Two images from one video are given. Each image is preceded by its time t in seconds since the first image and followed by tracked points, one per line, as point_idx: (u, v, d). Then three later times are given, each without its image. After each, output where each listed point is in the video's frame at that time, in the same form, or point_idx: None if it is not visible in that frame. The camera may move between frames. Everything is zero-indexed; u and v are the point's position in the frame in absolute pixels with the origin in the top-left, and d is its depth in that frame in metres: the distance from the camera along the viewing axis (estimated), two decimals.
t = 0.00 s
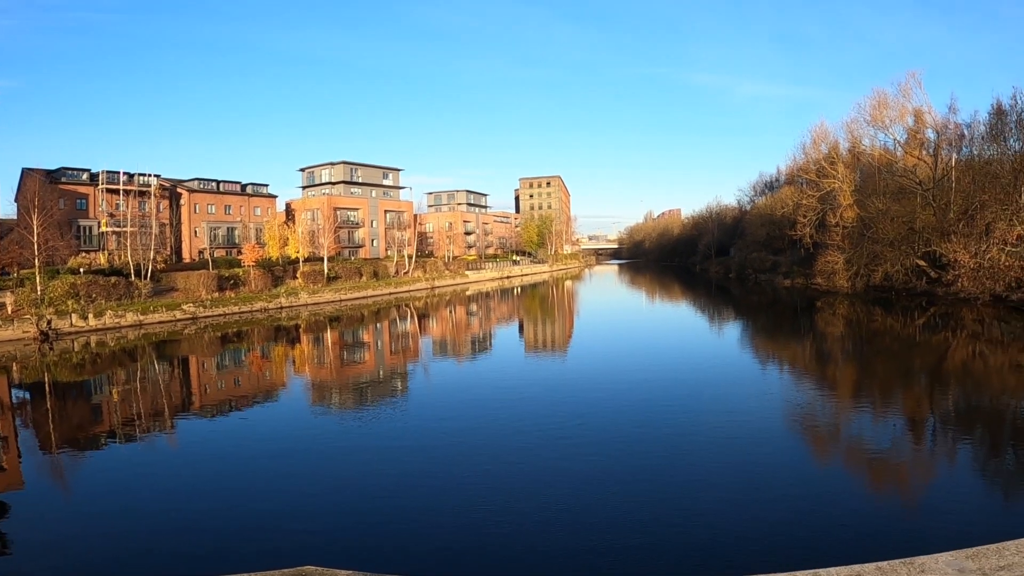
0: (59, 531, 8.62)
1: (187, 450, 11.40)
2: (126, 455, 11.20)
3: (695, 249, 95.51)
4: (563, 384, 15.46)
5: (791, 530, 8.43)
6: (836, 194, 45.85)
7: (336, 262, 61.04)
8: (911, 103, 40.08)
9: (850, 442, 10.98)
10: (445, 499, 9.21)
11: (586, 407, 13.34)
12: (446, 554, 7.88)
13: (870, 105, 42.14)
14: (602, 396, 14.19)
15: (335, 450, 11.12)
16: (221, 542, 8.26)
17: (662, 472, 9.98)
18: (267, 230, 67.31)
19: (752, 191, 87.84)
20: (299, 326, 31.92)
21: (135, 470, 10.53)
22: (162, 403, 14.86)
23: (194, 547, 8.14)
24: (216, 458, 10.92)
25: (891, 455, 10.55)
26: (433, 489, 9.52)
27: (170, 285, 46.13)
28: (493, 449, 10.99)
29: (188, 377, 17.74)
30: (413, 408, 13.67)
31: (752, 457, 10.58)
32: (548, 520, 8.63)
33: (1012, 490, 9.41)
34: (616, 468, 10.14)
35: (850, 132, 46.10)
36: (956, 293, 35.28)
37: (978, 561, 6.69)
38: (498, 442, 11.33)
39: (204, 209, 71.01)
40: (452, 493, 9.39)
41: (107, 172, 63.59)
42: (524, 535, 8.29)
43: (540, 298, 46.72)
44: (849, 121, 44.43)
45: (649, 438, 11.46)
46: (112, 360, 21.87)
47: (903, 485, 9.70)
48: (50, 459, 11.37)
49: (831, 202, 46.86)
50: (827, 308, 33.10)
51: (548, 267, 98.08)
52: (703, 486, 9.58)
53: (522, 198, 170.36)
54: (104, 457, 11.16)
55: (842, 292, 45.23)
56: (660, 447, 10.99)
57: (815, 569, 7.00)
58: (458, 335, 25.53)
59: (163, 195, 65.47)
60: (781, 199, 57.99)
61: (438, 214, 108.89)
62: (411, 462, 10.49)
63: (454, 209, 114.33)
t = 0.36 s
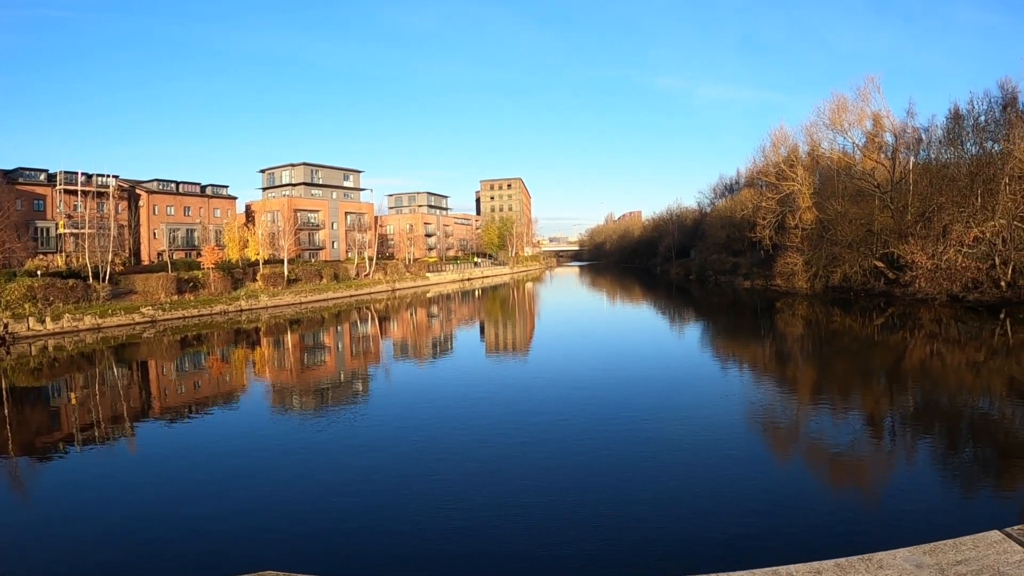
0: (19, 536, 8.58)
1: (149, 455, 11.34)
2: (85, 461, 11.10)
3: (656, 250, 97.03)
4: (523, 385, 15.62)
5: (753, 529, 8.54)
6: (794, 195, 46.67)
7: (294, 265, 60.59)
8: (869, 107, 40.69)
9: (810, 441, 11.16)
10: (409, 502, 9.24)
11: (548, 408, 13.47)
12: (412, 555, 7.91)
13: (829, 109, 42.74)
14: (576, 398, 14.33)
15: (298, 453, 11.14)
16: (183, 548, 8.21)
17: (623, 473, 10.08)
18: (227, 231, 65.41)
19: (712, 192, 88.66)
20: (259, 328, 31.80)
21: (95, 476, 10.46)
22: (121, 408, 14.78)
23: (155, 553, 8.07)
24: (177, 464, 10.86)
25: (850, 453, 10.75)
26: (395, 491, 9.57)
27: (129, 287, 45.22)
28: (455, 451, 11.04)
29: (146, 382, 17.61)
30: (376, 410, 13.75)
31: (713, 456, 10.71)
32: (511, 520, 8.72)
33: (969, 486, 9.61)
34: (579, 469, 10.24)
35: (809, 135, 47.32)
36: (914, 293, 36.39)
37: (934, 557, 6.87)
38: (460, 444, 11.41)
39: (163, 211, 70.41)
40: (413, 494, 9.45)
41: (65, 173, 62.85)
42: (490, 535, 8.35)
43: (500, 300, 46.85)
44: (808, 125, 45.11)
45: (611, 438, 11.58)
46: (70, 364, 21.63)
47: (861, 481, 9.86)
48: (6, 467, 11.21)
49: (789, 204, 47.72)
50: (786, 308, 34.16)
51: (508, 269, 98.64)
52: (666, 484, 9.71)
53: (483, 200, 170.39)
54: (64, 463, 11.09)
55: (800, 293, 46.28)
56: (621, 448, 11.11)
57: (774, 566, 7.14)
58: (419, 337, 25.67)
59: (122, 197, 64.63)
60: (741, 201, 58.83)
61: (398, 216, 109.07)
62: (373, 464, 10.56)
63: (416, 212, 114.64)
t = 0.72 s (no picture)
0: None
1: (109, 460, 11.25)
2: (43, 468, 10.96)
3: (617, 251, 98.48)
4: (485, 386, 15.72)
5: (717, 527, 8.61)
6: (754, 196, 47.19)
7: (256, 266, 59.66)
8: (829, 109, 41.28)
9: (772, 438, 11.33)
10: (372, 505, 9.24)
11: (511, 408, 13.56)
12: (376, 557, 7.91)
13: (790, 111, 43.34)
14: (541, 398, 14.42)
15: (260, 458, 11.08)
16: (142, 555, 8.11)
17: (587, 473, 10.15)
18: (188, 233, 63.42)
19: (672, 193, 89.17)
20: (220, 331, 31.61)
21: (56, 482, 10.36)
22: (81, 412, 14.66)
23: (113, 561, 7.96)
24: (136, 470, 10.73)
25: (812, 450, 10.92)
26: (360, 494, 9.57)
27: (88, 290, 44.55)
28: (417, 453, 11.03)
29: (106, 386, 17.42)
30: (340, 411, 13.82)
31: (676, 455, 10.79)
32: (476, 521, 8.76)
33: (929, 480, 9.81)
34: (544, 469, 10.30)
35: (769, 136, 47.95)
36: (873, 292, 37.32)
37: (893, 551, 6.97)
38: (424, 445, 11.46)
39: (122, 212, 69.79)
40: (377, 497, 9.46)
41: (20, 174, 61.95)
42: (457, 537, 8.36)
43: (461, 301, 46.99)
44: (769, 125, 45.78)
45: (575, 438, 11.67)
46: (26, 369, 21.27)
47: (822, 478, 10.02)
48: None
49: (749, 205, 48.14)
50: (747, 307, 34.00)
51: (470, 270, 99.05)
52: (630, 483, 9.80)
53: (444, 200, 170.20)
54: (21, 470, 10.96)
55: (761, 292, 46.89)
56: (584, 447, 11.20)
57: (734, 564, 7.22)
58: (381, 338, 25.69)
59: (81, 197, 63.51)
60: (702, 202, 59.39)
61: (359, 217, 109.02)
62: (337, 466, 10.56)
63: (377, 212, 114.93)
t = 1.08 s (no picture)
0: None
1: (67, 467, 11.10)
2: None
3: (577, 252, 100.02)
4: (444, 388, 15.80)
5: (677, 527, 8.65)
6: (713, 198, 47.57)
7: (214, 268, 59.22)
8: (786, 112, 41.95)
9: (731, 438, 11.48)
10: (330, 512, 9.16)
11: (471, 410, 13.65)
12: (340, 560, 7.92)
13: (749, 113, 43.86)
14: (501, 399, 14.54)
15: (219, 463, 11.02)
16: (95, 563, 7.98)
17: (549, 474, 10.23)
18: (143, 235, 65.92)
19: (631, 195, 90.15)
20: (178, 334, 31.37)
21: (13, 489, 10.22)
22: (37, 419, 14.47)
23: (64, 570, 7.81)
24: (89, 479, 10.58)
25: (772, 448, 11.08)
26: (322, 498, 9.58)
27: (45, 293, 43.99)
28: (377, 458, 11.04)
29: (62, 392, 17.20)
30: (299, 414, 13.85)
31: (637, 456, 10.91)
32: (440, 523, 8.80)
33: (888, 476, 9.99)
34: (507, 471, 10.38)
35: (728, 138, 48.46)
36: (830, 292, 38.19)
37: (850, 546, 6.96)
38: (386, 448, 11.51)
39: (79, 214, 69.21)
40: (339, 501, 9.47)
41: None
42: (417, 543, 8.31)
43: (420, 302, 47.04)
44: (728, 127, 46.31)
45: (536, 439, 11.76)
46: None
47: (782, 475, 10.18)
48: None
49: (708, 206, 48.51)
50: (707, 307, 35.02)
51: (430, 271, 99.27)
52: (593, 483, 9.91)
53: (404, 202, 170.36)
54: None
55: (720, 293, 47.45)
56: (544, 449, 11.31)
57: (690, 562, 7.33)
58: (340, 341, 25.72)
59: (36, 199, 61.83)
60: (660, 203, 59.87)
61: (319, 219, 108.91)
62: (298, 471, 10.55)
63: (336, 215, 115.07)
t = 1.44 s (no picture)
0: None
1: (27, 477, 10.96)
2: None
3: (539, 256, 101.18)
4: (407, 392, 15.84)
5: (643, 529, 8.70)
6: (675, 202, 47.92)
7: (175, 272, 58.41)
8: (748, 117, 42.43)
9: (695, 439, 11.63)
10: (294, 519, 9.10)
11: (435, 413, 13.71)
12: (307, 564, 7.95)
13: (711, 117, 44.23)
14: (465, 403, 14.62)
15: (182, 470, 10.96)
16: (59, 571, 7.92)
17: (516, 477, 10.32)
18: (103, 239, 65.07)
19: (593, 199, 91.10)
20: (138, 339, 31.08)
21: None
22: None
23: None
24: (45, 489, 10.40)
25: (735, 448, 11.24)
26: (288, 502, 9.59)
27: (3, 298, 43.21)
28: (340, 463, 11.01)
29: (20, 399, 16.94)
30: (262, 419, 13.84)
31: (603, 457, 11.02)
32: (407, 526, 8.85)
33: (850, 475, 10.17)
34: (473, 473, 10.46)
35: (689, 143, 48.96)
36: (791, 294, 39.06)
37: (811, 544, 7.01)
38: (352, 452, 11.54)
39: (37, 216, 68.30)
40: (306, 505, 9.50)
41: None
42: (384, 546, 8.34)
43: (384, 306, 46.96)
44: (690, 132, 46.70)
45: (501, 441, 11.86)
46: None
47: (746, 475, 10.32)
48: None
49: (669, 209, 48.87)
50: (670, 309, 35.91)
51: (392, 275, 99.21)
52: (560, 485, 10.01)
53: (366, 206, 170.31)
54: None
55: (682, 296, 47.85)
56: (510, 451, 11.41)
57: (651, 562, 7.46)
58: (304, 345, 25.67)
59: None
60: (623, 207, 60.09)
61: (281, 222, 108.43)
62: (265, 476, 10.55)
63: (299, 218, 114.39)
